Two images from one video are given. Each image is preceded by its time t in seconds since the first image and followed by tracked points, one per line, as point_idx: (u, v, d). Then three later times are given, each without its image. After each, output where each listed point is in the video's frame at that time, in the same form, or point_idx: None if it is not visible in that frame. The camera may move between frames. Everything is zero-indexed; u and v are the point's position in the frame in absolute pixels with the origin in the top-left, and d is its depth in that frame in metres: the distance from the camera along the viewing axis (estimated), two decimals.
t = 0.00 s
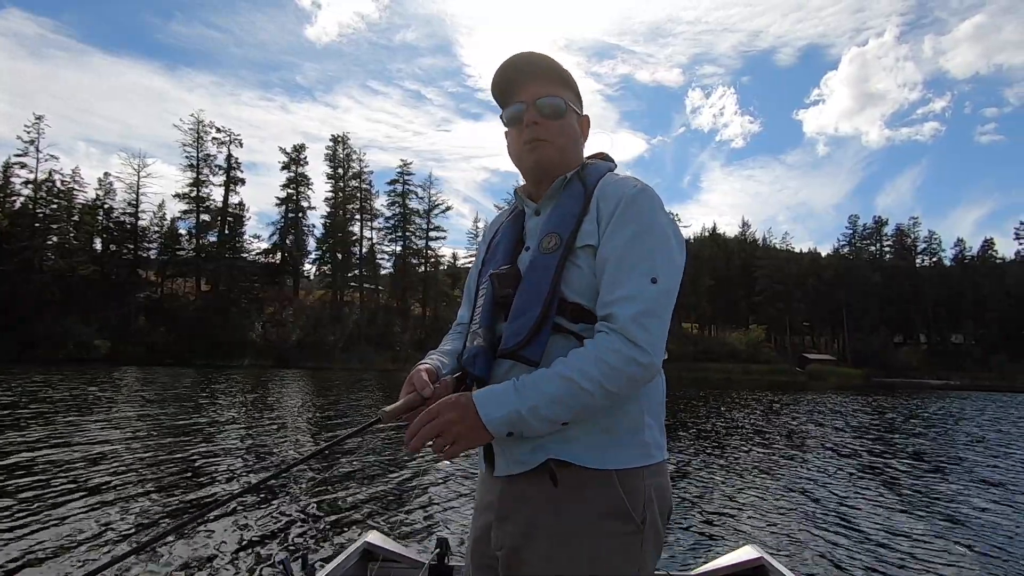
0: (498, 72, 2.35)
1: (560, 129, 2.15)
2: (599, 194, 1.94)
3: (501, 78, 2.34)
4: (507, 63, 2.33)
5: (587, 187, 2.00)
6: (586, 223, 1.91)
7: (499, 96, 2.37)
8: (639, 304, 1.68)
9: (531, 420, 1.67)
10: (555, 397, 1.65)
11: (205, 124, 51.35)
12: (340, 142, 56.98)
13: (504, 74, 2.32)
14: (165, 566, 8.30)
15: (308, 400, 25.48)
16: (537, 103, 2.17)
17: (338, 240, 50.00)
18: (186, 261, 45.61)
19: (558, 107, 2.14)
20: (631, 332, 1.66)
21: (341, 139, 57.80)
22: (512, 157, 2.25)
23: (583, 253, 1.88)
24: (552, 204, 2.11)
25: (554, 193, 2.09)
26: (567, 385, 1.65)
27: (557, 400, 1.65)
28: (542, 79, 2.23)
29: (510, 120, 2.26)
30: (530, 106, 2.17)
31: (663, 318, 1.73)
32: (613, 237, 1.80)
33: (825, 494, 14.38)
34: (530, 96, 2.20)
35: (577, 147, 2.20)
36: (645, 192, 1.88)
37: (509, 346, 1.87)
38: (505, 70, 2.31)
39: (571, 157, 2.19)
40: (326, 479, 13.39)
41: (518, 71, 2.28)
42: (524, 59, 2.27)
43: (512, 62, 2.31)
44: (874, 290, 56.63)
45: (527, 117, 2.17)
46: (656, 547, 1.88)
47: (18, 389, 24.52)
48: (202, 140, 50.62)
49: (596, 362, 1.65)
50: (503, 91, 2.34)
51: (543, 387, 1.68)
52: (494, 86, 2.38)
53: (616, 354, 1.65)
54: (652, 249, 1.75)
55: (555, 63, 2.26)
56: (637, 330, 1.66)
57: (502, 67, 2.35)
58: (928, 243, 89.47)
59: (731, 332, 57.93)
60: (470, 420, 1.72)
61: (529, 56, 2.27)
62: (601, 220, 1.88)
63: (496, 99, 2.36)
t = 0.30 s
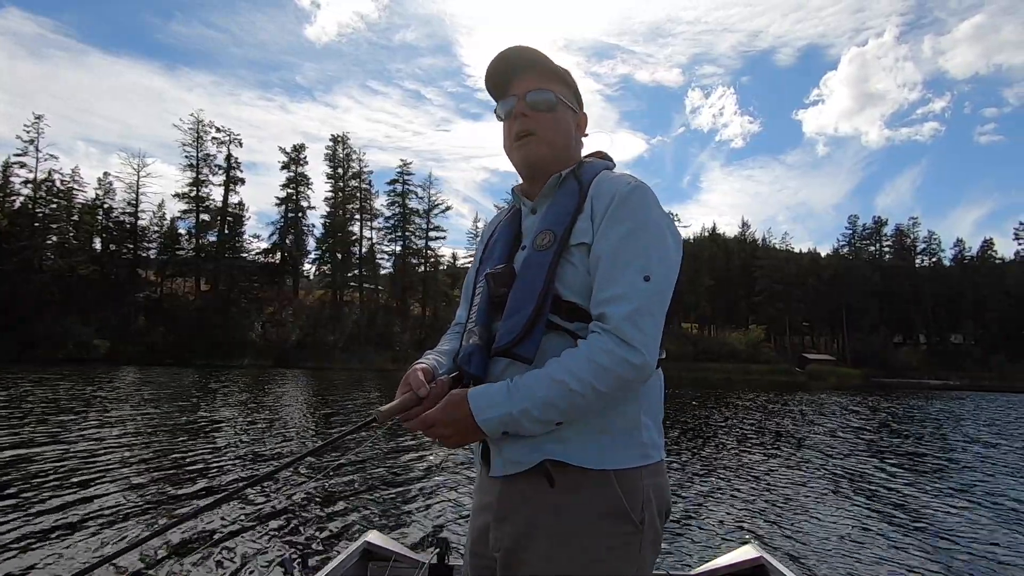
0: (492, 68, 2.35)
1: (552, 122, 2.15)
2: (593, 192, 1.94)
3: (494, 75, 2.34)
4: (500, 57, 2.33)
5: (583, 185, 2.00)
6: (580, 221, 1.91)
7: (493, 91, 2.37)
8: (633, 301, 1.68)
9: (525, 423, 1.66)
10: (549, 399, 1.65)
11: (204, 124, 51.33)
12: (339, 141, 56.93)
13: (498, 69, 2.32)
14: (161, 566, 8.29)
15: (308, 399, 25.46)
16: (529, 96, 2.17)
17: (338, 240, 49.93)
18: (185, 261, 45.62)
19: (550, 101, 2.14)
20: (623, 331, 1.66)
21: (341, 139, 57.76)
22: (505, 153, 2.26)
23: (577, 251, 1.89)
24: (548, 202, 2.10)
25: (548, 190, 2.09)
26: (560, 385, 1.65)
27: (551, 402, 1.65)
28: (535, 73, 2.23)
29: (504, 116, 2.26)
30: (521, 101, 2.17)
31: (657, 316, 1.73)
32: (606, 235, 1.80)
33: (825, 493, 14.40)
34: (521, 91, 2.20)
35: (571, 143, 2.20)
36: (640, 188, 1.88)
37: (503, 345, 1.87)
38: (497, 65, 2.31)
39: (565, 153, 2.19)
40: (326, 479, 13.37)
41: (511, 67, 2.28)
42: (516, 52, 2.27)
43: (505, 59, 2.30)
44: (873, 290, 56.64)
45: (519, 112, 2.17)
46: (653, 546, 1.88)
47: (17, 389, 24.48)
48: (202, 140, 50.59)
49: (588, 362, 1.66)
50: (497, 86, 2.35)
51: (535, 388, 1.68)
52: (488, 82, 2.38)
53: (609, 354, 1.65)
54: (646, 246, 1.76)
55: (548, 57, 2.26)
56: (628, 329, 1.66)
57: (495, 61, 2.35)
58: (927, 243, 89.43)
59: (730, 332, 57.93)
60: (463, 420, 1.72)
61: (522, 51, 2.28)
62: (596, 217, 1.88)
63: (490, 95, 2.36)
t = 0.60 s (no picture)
0: (491, 66, 2.35)
1: (551, 120, 2.14)
2: (593, 191, 1.94)
3: (494, 73, 2.34)
4: (500, 56, 2.33)
5: (581, 183, 2.00)
6: (579, 220, 1.91)
7: (493, 90, 2.38)
8: (631, 300, 1.69)
9: (523, 423, 1.66)
10: (546, 399, 1.65)
11: (204, 124, 51.33)
12: (339, 141, 56.95)
13: (498, 68, 2.32)
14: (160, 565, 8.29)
15: (308, 399, 25.45)
16: (528, 95, 2.17)
17: (338, 240, 49.92)
18: (186, 261, 45.70)
19: (550, 100, 2.13)
20: (622, 330, 1.66)
21: (341, 139, 57.78)
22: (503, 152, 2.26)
23: (576, 250, 1.88)
24: (547, 201, 2.10)
25: (547, 190, 2.09)
26: (559, 386, 1.65)
27: (549, 402, 1.65)
28: (535, 73, 2.23)
29: (503, 114, 2.26)
30: (522, 98, 2.16)
31: (656, 315, 1.73)
32: (606, 233, 1.80)
33: (825, 494, 14.40)
34: (521, 90, 2.20)
35: (570, 142, 2.19)
36: (639, 187, 1.88)
37: (501, 343, 1.87)
38: (497, 63, 2.31)
39: (563, 153, 2.20)
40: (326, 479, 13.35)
41: (511, 66, 2.28)
42: (515, 52, 2.28)
43: (504, 56, 2.30)
44: (873, 291, 56.65)
45: (518, 111, 2.17)
46: (652, 546, 1.87)
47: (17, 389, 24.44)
48: (202, 140, 50.59)
49: (587, 362, 1.66)
50: (496, 87, 2.35)
51: (533, 386, 1.68)
52: (488, 80, 2.39)
53: (609, 353, 1.65)
54: (645, 246, 1.76)
55: (547, 55, 2.26)
56: (627, 327, 1.66)
57: (495, 60, 2.35)
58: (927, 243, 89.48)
59: (730, 332, 57.95)
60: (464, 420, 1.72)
61: (522, 50, 2.27)
62: (594, 216, 1.88)
63: (490, 94, 2.37)
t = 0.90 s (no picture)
0: (496, 66, 2.35)
1: (555, 121, 2.14)
2: (594, 192, 1.94)
3: (498, 73, 2.34)
4: (504, 58, 2.33)
5: (582, 184, 2.01)
6: (581, 220, 1.91)
7: (496, 92, 2.37)
8: (633, 299, 1.68)
9: (523, 422, 1.66)
10: (546, 395, 1.65)
11: (204, 124, 51.36)
12: (339, 141, 56.97)
13: (501, 70, 2.32)
14: (159, 566, 8.29)
15: (308, 399, 25.44)
16: (531, 96, 2.17)
17: (338, 240, 49.91)
18: (186, 261, 45.75)
19: (553, 100, 2.13)
20: (623, 330, 1.66)
21: (341, 139, 57.79)
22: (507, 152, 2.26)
23: (578, 250, 1.88)
24: (550, 200, 2.10)
25: (548, 190, 2.09)
26: (558, 384, 1.65)
27: (548, 402, 1.65)
28: (540, 75, 2.23)
29: (506, 114, 2.26)
30: (526, 100, 2.16)
31: (657, 315, 1.73)
32: (608, 233, 1.80)
33: (826, 494, 14.41)
34: (526, 91, 2.20)
35: (574, 142, 2.19)
36: (640, 189, 1.88)
37: (502, 342, 1.87)
38: (501, 66, 2.31)
39: (566, 153, 2.19)
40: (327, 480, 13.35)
41: (515, 68, 2.28)
42: (520, 53, 2.28)
43: (508, 57, 2.30)
44: (874, 291, 56.64)
45: (521, 110, 2.17)
46: (652, 546, 1.87)
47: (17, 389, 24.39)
48: (202, 140, 50.61)
49: (589, 359, 1.65)
50: (500, 88, 2.35)
51: (534, 382, 1.68)
52: (491, 81, 2.39)
53: (606, 352, 1.65)
54: (645, 248, 1.75)
55: (551, 57, 2.26)
56: (628, 326, 1.66)
57: (499, 62, 2.35)
58: (927, 243, 89.38)
59: (730, 333, 57.91)
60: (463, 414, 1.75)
61: (526, 53, 2.28)
62: (596, 216, 1.88)
63: (494, 94, 2.36)
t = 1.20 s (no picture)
0: (499, 67, 2.35)
1: (556, 123, 2.15)
2: (596, 191, 1.94)
3: (501, 76, 2.34)
4: (506, 59, 2.33)
5: (585, 184, 2.00)
6: (585, 219, 1.90)
7: (499, 92, 2.37)
8: (634, 298, 1.69)
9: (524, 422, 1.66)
10: (547, 395, 1.66)
11: (204, 124, 51.39)
12: (340, 141, 57.01)
13: (504, 72, 2.32)
14: (158, 566, 8.26)
15: (308, 399, 25.42)
16: (533, 97, 2.18)
17: (338, 240, 49.94)
18: (186, 261, 45.83)
19: (555, 101, 2.14)
20: (623, 329, 1.66)
21: (341, 139, 57.82)
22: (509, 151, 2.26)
23: (580, 250, 1.88)
24: (551, 200, 2.10)
25: (551, 189, 2.09)
26: (559, 385, 1.65)
27: (550, 402, 1.65)
28: (543, 75, 2.23)
29: (509, 115, 2.26)
30: (529, 100, 2.17)
31: (659, 314, 1.74)
32: (610, 233, 1.80)
33: (825, 494, 14.40)
34: (528, 91, 2.20)
35: (576, 143, 2.19)
36: (642, 188, 1.88)
37: (504, 340, 1.88)
38: (503, 68, 2.31)
39: (569, 152, 2.18)
40: (328, 480, 13.32)
41: (517, 68, 2.28)
42: (522, 54, 2.28)
43: (511, 57, 2.31)
44: (873, 291, 56.67)
45: (523, 112, 2.18)
46: (652, 546, 1.87)
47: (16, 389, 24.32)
48: (203, 140, 50.64)
49: (589, 358, 1.65)
50: (502, 89, 2.34)
51: (535, 382, 1.68)
52: (494, 82, 2.38)
53: (608, 352, 1.65)
54: (646, 246, 1.75)
55: (553, 58, 2.26)
56: (630, 324, 1.67)
57: (501, 63, 2.35)
58: (926, 243, 89.46)
59: (730, 332, 57.91)
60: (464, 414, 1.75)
61: (528, 53, 2.28)
62: (599, 217, 1.88)
63: (496, 94, 2.36)
